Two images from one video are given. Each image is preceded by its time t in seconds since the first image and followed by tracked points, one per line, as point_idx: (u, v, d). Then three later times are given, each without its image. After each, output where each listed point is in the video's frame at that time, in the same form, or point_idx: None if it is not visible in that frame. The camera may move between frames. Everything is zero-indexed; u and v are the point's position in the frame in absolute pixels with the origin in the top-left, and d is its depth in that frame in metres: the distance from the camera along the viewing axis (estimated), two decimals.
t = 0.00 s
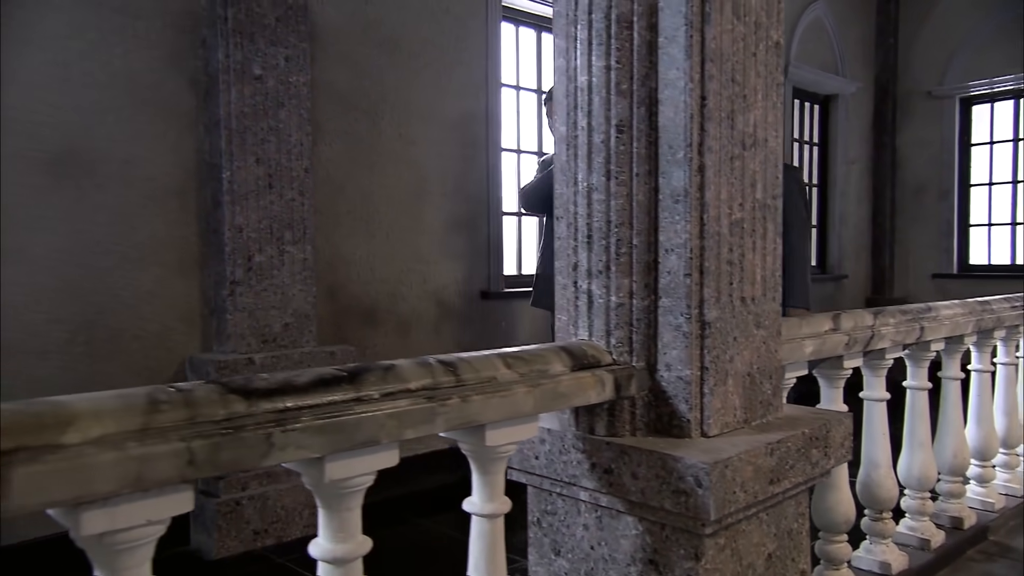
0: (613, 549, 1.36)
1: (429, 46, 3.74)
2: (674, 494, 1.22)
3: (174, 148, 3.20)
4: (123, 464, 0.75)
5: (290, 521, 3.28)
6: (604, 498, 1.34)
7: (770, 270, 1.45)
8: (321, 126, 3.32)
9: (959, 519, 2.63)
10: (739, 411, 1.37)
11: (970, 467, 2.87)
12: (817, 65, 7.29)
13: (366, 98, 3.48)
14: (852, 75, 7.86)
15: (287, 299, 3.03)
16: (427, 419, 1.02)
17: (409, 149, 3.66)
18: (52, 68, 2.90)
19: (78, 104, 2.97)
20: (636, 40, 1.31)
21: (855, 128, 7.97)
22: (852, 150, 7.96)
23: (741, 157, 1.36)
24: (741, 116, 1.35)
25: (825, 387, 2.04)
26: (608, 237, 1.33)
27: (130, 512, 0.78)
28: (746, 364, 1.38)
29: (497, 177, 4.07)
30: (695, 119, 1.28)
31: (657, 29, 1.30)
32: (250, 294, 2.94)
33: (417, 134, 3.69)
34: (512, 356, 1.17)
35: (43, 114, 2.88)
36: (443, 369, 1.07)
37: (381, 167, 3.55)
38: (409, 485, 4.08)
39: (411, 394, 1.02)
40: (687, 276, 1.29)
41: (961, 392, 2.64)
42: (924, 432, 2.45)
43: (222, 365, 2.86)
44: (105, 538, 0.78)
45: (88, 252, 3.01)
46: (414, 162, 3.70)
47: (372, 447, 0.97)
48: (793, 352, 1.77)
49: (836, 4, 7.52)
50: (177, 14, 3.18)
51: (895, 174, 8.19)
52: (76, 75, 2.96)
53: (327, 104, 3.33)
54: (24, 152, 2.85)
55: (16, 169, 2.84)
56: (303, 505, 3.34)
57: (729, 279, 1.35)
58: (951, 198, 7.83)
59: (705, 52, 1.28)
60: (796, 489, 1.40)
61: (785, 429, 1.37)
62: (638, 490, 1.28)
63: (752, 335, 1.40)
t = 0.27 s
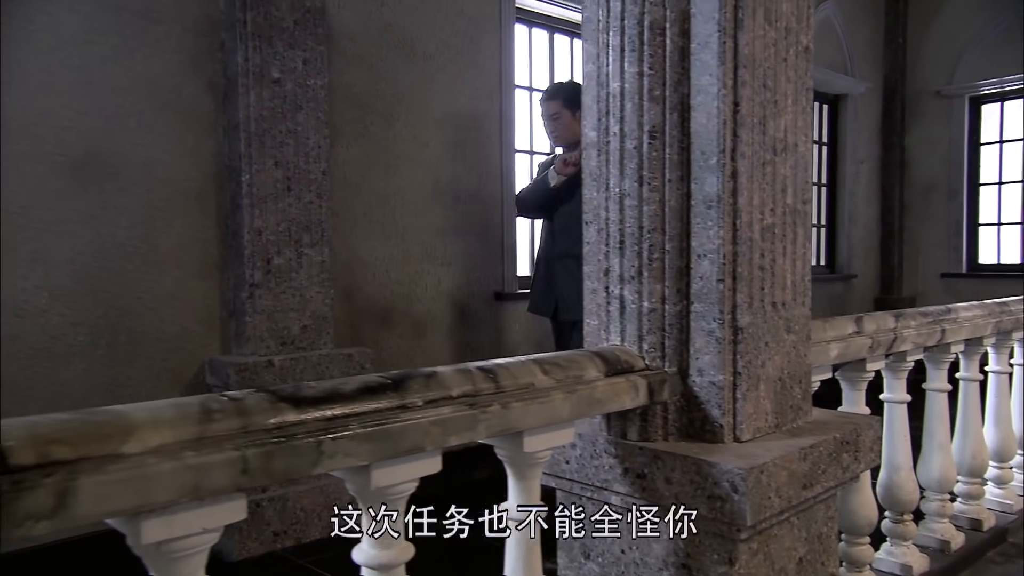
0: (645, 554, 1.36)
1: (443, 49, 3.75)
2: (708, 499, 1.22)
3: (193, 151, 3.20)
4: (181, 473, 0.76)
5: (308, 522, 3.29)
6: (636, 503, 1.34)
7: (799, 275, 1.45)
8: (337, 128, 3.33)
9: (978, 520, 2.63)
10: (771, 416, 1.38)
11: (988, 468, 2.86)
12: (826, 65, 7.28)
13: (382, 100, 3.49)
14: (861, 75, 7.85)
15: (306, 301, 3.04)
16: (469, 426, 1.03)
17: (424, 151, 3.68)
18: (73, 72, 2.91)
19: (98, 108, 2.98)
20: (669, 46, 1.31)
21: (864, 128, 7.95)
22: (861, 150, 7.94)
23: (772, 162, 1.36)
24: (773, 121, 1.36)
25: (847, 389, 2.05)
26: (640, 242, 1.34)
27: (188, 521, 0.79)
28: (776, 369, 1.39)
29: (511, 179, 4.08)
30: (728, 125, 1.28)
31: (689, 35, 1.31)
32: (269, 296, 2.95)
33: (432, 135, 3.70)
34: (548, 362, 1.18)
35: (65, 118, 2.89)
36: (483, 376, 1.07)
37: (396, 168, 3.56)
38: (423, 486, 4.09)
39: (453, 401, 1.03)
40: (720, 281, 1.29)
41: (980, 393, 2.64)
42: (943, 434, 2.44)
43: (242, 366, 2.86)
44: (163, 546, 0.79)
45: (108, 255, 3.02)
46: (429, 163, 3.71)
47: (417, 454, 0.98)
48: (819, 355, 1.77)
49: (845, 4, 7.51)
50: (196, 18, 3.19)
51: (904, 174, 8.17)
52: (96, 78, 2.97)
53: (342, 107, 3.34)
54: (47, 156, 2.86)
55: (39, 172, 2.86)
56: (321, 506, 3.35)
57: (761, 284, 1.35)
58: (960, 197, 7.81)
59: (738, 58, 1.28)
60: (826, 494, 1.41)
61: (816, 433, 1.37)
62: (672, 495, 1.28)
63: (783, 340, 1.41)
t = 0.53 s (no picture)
0: (669, 556, 1.37)
1: (452, 50, 3.75)
2: (736, 503, 1.23)
3: (207, 153, 3.21)
4: (227, 481, 0.77)
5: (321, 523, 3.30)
6: (661, 507, 1.35)
7: (822, 278, 1.45)
8: (348, 130, 3.33)
9: (990, 521, 2.63)
10: (794, 419, 1.38)
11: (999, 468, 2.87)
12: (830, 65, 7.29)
13: (393, 101, 3.49)
14: (865, 75, 7.85)
15: (318, 303, 3.05)
16: (502, 431, 1.03)
17: (433, 152, 3.68)
18: (88, 74, 2.92)
19: (113, 111, 2.99)
20: (694, 51, 1.31)
21: (868, 128, 7.95)
22: (865, 150, 7.95)
23: (796, 166, 1.37)
24: (797, 125, 1.36)
25: (863, 391, 2.05)
26: (665, 247, 1.34)
27: (233, 527, 0.80)
28: (800, 373, 1.39)
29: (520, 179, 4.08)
30: (753, 129, 1.28)
31: (714, 40, 1.31)
32: (281, 298, 2.97)
33: (441, 136, 3.71)
34: (577, 367, 1.18)
35: (80, 121, 2.91)
36: (514, 381, 1.08)
37: (406, 169, 3.57)
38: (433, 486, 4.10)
39: (486, 407, 1.03)
40: (745, 285, 1.30)
41: (991, 394, 2.64)
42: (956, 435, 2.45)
43: (256, 368, 2.88)
44: (209, 553, 0.79)
45: (123, 258, 3.03)
46: (438, 164, 3.71)
47: (452, 459, 0.98)
48: (839, 357, 1.78)
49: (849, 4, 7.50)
50: (210, 20, 3.19)
51: (908, 174, 8.17)
52: (110, 81, 2.97)
53: (353, 108, 3.35)
54: (62, 159, 2.88)
55: (54, 175, 2.86)
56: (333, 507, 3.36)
57: (786, 288, 1.36)
58: (965, 196, 7.82)
59: (763, 62, 1.29)
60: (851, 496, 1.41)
61: (840, 436, 1.38)
62: (699, 499, 1.29)
63: (806, 343, 1.41)
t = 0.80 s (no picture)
0: (691, 559, 1.38)
1: (459, 52, 3.76)
2: (761, 507, 1.24)
3: (218, 156, 3.21)
4: (275, 489, 0.78)
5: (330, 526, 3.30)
6: (685, 511, 1.36)
7: (841, 283, 1.46)
8: (357, 132, 3.34)
9: (997, 522, 2.65)
10: (816, 424, 1.39)
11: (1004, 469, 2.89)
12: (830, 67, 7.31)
13: (400, 103, 3.50)
14: (863, 77, 7.88)
15: (327, 305, 3.06)
16: (534, 437, 1.04)
17: (440, 154, 3.69)
18: (99, 77, 2.92)
19: (125, 113, 2.99)
20: (718, 58, 1.32)
21: (866, 130, 7.98)
22: (863, 152, 7.98)
23: (817, 172, 1.38)
24: (819, 132, 1.37)
25: (875, 394, 2.07)
26: (689, 252, 1.35)
27: (280, 534, 0.81)
28: (821, 378, 1.40)
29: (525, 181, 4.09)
30: (777, 137, 1.29)
31: (738, 47, 1.32)
32: (291, 300, 2.98)
33: (447, 139, 3.71)
34: (605, 373, 1.19)
35: (92, 124, 2.91)
36: (544, 388, 1.08)
37: (413, 172, 3.57)
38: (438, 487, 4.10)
39: (519, 414, 1.04)
40: (768, 291, 1.31)
41: (997, 396, 2.66)
42: (963, 437, 2.46)
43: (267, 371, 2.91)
44: (256, 560, 0.80)
45: (134, 260, 3.03)
46: (445, 167, 3.72)
47: (487, 465, 0.99)
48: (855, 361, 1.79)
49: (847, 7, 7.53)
50: (220, 22, 3.20)
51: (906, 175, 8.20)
52: (122, 84, 2.97)
53: (361, 110, 3.36)
54: (74, 162, 2.87)
55: (67, 178, 2.86)
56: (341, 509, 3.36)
57: (807, 294, 1.37)
58: (962, 198, 7.86)
59: (787, 70, 1.30)
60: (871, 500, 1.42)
61: (861, 441, 1.39)
62: (723, 503, 1.30)
63: (826, 348, 1.42)
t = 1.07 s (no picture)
0: (719, 562, 1.39)
1: (471, 55, 3.78)
2: (793, 512, 1.25)
3: (235, 159, 3.22)
4: (329, 496, 0.79)
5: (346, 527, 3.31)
6: (713, 514, 1.37)
7: (867, 287, 1.47)
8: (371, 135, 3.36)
9: (1011, 524, 2.63)
10: (843, 428, 1.40)
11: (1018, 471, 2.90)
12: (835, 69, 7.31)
13: (413, 106, 3.52)
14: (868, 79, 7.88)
15: (343, 307, 3.09)
16: (573, 443, 1.05)
17: (452, 157, 3.70)
18: (119, 81, 2.93)
19: (144, 117, 3.00)
20: (748, 65, 1.33)
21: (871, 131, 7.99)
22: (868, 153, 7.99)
23: (846, 178, 1.39)
24: (847, 139, 1.38)
25: (894, 397, 2.08)
26: (718, 258, 1.35)
27: (332, 542, 0.82)
28: (848, 382, 1.41)
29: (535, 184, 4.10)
30: (807, 143, 1.30)
31: (767, 55, 1.33)
32: (308, 303, 3.00)
33: (460, 141, 3.73)
34: (638, 379, 1.20)
35: (111, 128, 2.92)
36: (581, 393, 1.09)
37: (426, 174, 3.59)
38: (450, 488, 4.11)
39: (559, 419, 1.04)
40: (798, 297, 1.31)
41: (1012, 398, 2.66)
42: (978, 439, 2.47)
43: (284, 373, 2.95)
44: (309, 566, 0.82)
45: (152, 263, 3.04)
46: (457, 169, 3.73)
47: (529, 471, 1.00)
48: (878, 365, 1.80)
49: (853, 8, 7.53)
50: (237, 26, 3.21)
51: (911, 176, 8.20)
52: (141, 88, 2.99)
53: (375, 113, 3.37)
54: (94, 165, 2.89)
55: (87, 181, 2.88)
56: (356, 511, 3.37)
57: (836, 299, 1.37)
58: (967, 199, 7.87)
59: (817, 77, 1.31)
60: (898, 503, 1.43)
61: (889, 445, 1.40)
62: (754, 508, 1.30)
63: (854, 353, 1.43)
